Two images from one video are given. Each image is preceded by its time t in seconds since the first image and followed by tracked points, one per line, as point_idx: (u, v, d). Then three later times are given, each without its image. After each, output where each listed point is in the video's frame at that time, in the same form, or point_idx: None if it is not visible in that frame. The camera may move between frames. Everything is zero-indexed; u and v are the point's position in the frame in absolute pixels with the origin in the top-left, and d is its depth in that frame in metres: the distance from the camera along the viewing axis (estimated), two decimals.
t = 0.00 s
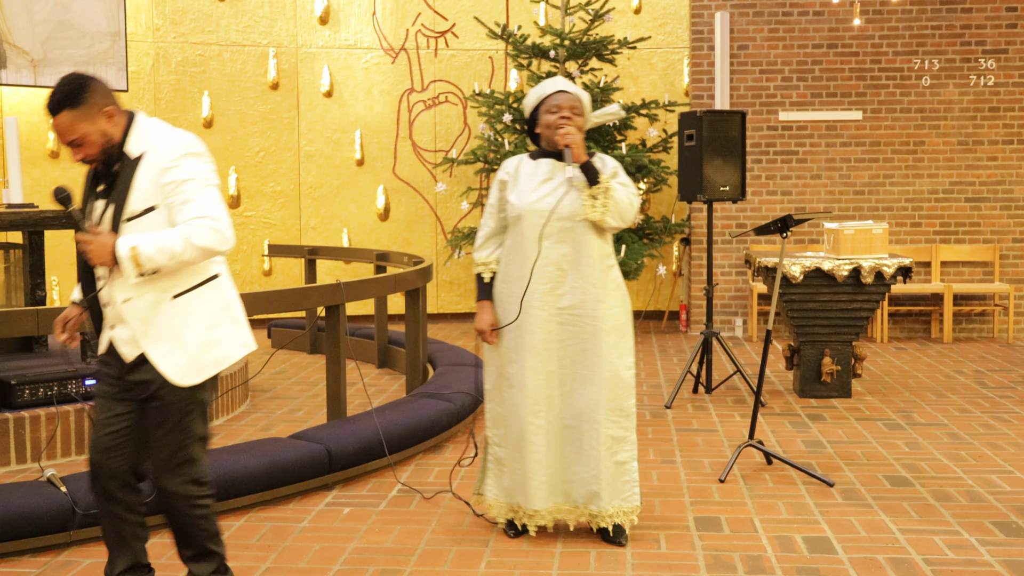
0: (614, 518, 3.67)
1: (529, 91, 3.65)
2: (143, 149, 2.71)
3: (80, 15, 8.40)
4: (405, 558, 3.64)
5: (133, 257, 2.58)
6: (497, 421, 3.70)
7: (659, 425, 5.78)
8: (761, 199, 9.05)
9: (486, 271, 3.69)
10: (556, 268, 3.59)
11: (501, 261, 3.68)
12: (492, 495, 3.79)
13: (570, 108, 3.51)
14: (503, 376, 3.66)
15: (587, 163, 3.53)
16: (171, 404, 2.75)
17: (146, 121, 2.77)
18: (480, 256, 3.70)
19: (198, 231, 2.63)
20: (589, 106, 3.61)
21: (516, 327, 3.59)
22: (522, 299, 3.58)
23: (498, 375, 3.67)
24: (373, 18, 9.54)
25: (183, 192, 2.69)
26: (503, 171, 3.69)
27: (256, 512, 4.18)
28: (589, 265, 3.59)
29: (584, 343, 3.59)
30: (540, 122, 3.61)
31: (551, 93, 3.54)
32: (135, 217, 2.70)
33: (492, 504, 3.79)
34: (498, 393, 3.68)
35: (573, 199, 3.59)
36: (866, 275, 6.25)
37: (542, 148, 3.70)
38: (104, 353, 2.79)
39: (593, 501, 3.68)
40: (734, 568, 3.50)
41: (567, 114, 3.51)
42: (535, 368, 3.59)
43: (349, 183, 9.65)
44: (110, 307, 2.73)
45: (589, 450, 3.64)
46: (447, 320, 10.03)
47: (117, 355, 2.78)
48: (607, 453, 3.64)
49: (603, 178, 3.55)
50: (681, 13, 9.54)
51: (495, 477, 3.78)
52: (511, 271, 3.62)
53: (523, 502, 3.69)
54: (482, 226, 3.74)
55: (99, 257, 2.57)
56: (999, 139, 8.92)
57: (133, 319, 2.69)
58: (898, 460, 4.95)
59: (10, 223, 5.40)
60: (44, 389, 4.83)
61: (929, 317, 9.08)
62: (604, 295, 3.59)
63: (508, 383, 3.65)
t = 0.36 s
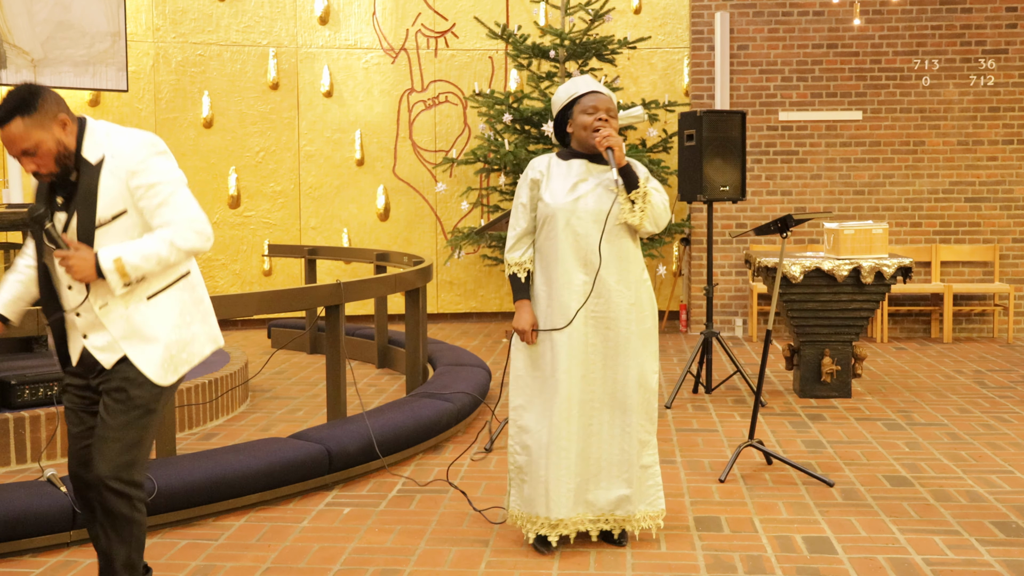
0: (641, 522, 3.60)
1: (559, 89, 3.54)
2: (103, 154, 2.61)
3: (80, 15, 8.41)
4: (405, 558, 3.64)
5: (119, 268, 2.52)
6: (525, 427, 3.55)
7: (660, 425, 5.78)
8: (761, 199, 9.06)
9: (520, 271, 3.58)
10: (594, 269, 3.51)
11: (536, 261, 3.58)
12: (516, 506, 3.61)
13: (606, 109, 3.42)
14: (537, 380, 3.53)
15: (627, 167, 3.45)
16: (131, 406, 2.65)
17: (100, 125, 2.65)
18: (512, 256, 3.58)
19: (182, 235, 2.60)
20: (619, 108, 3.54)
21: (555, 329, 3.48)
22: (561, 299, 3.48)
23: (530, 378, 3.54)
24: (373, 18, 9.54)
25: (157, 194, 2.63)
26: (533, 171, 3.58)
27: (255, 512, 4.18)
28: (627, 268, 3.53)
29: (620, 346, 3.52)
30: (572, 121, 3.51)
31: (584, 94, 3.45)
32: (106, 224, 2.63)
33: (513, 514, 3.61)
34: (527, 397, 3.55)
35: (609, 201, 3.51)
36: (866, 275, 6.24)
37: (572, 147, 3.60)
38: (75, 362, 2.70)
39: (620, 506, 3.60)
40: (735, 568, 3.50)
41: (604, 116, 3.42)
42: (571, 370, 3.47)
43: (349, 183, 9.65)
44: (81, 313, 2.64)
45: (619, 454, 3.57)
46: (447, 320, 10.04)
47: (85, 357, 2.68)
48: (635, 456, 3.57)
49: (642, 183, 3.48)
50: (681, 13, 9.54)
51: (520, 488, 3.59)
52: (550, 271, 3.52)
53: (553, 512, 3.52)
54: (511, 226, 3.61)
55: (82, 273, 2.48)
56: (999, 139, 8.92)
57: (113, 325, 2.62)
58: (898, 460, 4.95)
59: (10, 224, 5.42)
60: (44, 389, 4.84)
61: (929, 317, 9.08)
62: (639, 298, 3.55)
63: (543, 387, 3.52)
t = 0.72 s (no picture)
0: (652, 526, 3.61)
1: (561, 90, 3.51)
2: (90, 165, 2.53)
3: (80, 15, 8.41)
4: (405, 559, 3.64)
5: (117, 288, 2.48)
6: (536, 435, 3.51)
7: (660, 425, 5.78)
8: (761, 199, 9.06)
9: (525, 274, 3.49)
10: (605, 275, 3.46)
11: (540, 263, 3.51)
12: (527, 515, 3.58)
13: (613, 112, 3.41)
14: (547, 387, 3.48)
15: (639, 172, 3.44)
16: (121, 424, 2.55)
17: (82, 136, 2.57)
18: (516, 259, 3.49)
19: (179, 247, 2.55)
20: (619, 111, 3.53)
21: (566, 335, 3.42)
22: (572, 305, 3.42)
23: (540, 386, 3.49)
24: (373, 18, 9.54)
25: (150, 206, 2.57)
26: (538, 172, 3.49)
27: (255, 512, 4.18)
28: (633, 272, 3.51)
29: (631, 351, 3.48)
30: (577, 123, 3.47)
31: (591, 97, 3.43)
32: (99, 240, 2.55)
33: (523, 523, 3.59)
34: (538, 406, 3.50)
35: (619, 205, 3.47)
36: (866, 275, 6.25)
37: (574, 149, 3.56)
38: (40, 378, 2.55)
39: (634, 513, 3.57)
40: (735, 568, 3.50)
41: (612, 119, 3.41)
42: (587, 377, 3.42)
43: (349, 183, 9.64)
44: (63, 331, 2.54)
45: (632, 462, 3.53)
46: (447, 320, 10.04)
47: (61, 372, 2.53)
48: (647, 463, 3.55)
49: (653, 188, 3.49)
50: (681, 13, 9.54)
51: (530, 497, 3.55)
52: (559, 276, 3.46)
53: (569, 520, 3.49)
54: (514, 227, 3.50)
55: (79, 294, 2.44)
56: (999, 139, 8.92)
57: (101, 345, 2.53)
58: (898, 460, 4.95)
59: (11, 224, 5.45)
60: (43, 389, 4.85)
61: (929, 317, 9.08)
62: (647, 301, 3.53)
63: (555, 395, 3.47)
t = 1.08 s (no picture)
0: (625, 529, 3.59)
1: (531, 86, 3.48)
2: (62, 153, 2.43)
3: (80, 15, 8.41)
4: (405, 559, 3.64)
5: (95, 273, 2.37)
6: (511, 430, 3.51)
7: (659, 425, 5.78)
8: (761, 199, 9.06)
9: (501, 270, 3.42)
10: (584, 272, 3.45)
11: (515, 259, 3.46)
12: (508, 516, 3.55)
13: (586, 108, 3.42)
14: (523, 384, 3.48)
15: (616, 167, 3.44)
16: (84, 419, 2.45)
17: (47, 125, 2.47)
18: (491, 254, 3.42)
19: (158, 234, 2.51)
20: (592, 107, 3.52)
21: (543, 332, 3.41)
22: (549, 301, 3.41)
23: (517, 383, 3.48)
24: (373, 18, 9.55)
25: (125, 195, 2.51)
26: (512, 165, 3.45)
27: (256, 512, 4.18)
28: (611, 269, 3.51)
29: (608, 349, 3.46)
30: (549, 119, 3.46)
31: (563, 93, 3.42)
32: (72, 230, 2.45)
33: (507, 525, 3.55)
34: (513, 403, 3.50)
35: (596, 198, 3.47)
36: (866, 275, 6.25)
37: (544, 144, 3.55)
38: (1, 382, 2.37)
39: (605, 513, 3.57)
40: (735, 568, 3.50)
41: (585, 115, 3.42)
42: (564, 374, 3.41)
43: (349, 183, 9.64)
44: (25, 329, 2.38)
45: (605, 460, 3.52)
46: (447, 320, 10.04)
47: (23, 376, 2.38)
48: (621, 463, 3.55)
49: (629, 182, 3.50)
50: (681, 13, 9.54)
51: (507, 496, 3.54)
52: (536, 271, 3.44)
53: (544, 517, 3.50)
54: (486, 221, 3.43)
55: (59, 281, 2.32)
56: (999, 139, 8.92)
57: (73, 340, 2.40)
58: (898, 460, 4.95)
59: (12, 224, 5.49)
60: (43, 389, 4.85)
61: (929, 317, 9.08)
62: (622, 298, 3.51)
63: (532, 392, 3.47)
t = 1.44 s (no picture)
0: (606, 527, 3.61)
1: (508, 82, 3.49)
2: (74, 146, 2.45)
3: (81, 15, 8.41)
4: (405, 559, 3.64)
5: (115, 267, 2.42)
6: (497, 434, 3.45)
7: (659, 425, 5.78)
8: (761, 199, 9.06)
9: (491, 273, 3.39)
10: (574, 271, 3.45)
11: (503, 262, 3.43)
12: (490, 523, 3.50)
13: (567, 105, 3.45)
14: (510, 388, 3.43)
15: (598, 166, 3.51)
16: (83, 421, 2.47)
17: (52, 120, 2.47)
18: (480, 258, 3.38)
19: (159, 230, 2.60)
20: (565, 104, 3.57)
21: (535, 334, 3.39)
22: (542, 303, 3.39)
23: (505, 386, 3.43)
24: (373, 18, 9.55)
25: (129, 190, 2.58)
26: (498, 166, 3.42)
27: (256, 512, 4.18)
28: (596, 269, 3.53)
29: (597, 348, 3.50)
30: (529, 115, 3.47)
31: (543, 89, 3.45)
32: (84, 224, 2.46)
33: (488, 532, 3.49)
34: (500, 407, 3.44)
35: (584, 198, 3.51)
36: (866, 275, 6.25)
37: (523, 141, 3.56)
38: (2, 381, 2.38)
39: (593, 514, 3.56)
40: (734, 567, 3.50)
41: (567, 112, 3.45)
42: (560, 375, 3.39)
43: (349, 183, 9.64)
44: (32, 323, 2.39)
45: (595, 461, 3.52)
46: (447, 320, 10.03)
47: (28, 373, 2.39)
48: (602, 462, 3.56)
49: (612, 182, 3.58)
50: (681, 13, 9.54)
51: (490, 500, 3.49)
52: (527, 274, 3.42)
53: (532, 526, 3.43)
54: (473, 223, 3.39)
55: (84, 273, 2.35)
56: (999, 139, 8.92)
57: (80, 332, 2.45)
58: (898, 460, 4.95)
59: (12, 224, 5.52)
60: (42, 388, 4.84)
61: (929, 317, 9.08)
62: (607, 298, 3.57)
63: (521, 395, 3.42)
